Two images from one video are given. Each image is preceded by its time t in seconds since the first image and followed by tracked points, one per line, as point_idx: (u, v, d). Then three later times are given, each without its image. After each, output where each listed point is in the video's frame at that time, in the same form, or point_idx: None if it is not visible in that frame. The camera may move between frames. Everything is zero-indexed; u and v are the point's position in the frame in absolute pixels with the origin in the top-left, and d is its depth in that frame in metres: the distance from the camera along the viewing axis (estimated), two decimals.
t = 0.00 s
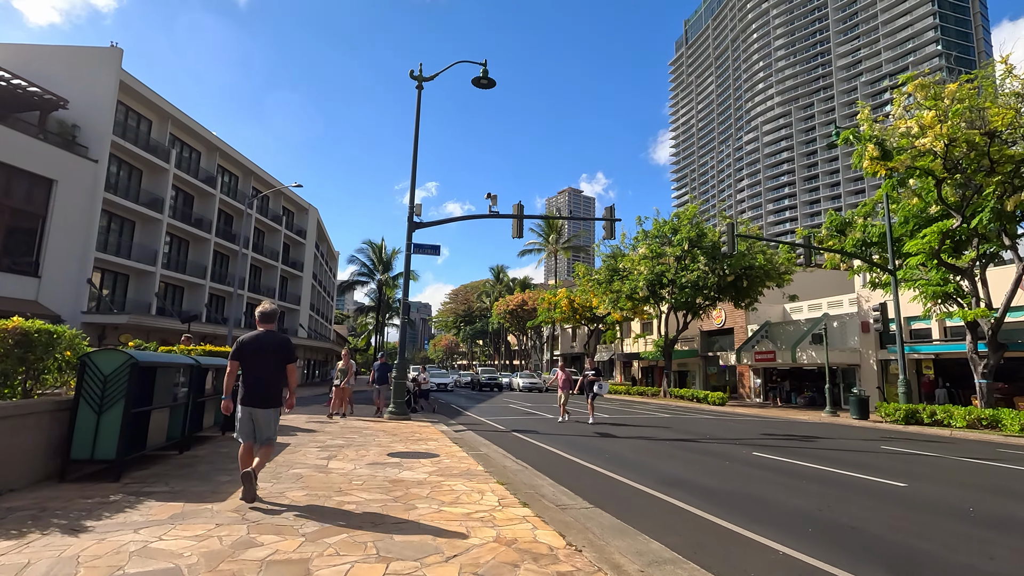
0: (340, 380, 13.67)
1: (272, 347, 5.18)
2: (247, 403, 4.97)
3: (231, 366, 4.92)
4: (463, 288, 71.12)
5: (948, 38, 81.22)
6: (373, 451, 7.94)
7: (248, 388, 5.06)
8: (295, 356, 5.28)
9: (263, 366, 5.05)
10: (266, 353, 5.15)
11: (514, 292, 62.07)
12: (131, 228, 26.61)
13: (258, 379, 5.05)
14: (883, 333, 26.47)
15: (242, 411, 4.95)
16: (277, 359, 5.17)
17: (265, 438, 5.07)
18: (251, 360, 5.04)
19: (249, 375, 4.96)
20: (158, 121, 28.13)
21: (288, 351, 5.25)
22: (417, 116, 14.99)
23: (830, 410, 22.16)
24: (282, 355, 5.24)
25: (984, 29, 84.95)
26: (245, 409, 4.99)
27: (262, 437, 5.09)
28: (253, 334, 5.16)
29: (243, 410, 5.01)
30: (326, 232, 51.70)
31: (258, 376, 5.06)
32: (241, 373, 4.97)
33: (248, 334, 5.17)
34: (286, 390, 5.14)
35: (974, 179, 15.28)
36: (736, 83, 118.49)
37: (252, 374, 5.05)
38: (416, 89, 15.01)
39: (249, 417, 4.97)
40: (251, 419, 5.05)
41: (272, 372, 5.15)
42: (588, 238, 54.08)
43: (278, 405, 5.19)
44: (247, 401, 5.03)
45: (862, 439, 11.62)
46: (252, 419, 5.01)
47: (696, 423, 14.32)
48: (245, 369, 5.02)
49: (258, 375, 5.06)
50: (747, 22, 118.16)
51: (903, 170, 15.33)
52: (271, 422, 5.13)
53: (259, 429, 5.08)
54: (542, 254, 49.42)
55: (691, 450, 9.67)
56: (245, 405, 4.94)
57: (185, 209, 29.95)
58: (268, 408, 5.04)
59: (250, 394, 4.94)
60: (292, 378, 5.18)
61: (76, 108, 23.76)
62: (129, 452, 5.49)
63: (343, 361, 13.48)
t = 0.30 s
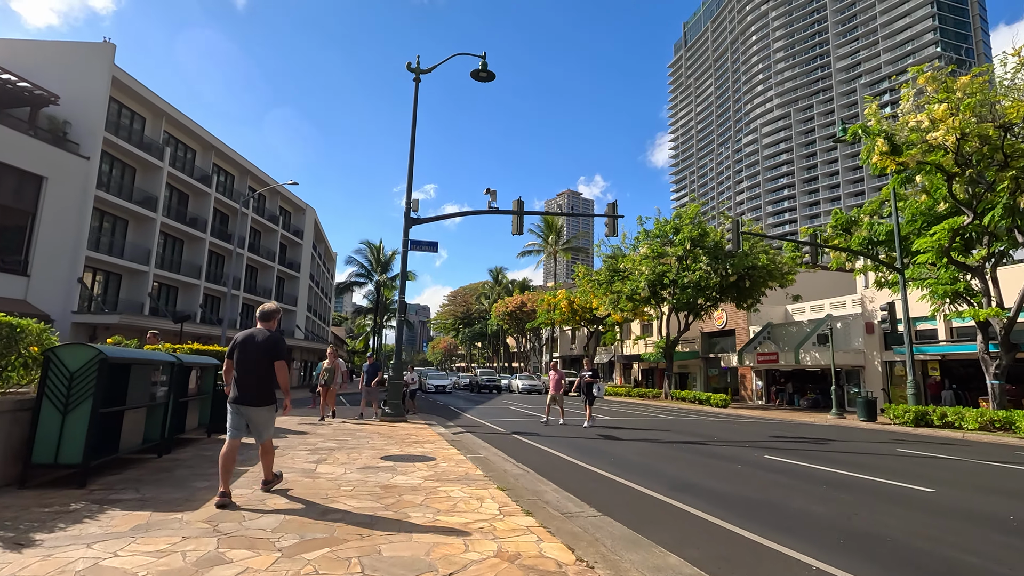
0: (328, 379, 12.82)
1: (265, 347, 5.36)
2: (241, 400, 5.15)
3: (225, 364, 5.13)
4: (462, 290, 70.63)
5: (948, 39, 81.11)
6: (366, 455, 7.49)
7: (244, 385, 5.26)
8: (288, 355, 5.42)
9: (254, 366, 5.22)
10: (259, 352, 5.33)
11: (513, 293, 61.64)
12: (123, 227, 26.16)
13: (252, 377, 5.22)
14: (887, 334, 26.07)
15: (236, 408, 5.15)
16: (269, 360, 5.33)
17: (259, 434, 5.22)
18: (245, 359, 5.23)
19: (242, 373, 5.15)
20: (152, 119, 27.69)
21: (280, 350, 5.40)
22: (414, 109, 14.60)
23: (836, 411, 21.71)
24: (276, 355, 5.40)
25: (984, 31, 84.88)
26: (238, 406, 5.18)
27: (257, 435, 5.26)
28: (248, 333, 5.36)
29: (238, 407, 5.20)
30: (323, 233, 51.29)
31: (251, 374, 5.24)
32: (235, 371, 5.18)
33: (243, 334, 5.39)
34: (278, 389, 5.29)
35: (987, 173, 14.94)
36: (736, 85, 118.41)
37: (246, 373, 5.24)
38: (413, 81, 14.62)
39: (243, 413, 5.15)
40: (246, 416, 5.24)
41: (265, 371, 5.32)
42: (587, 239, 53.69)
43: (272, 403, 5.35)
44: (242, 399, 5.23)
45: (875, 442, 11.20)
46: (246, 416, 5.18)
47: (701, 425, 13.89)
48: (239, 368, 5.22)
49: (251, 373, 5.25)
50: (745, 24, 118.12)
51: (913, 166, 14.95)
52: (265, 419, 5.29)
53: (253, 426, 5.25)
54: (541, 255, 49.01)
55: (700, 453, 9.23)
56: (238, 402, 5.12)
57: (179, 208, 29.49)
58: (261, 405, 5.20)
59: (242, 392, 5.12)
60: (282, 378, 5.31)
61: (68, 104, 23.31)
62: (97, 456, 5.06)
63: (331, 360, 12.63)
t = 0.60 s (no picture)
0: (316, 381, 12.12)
1: (267, 347, 5.33)
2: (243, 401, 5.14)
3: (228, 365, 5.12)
4: (461, 289, 70.17)
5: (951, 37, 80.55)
6: (358, 461, 7.08)
7: (246, 385, 5.25)
8: (291, 356, 5.39)
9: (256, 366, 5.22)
10: (262, 353, 5.31)
11: (513, 292, 61.23)
12: (118, 223, 25.75)
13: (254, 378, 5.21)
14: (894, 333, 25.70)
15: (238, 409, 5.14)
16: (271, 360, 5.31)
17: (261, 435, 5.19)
18: (246, 360, 5.20)
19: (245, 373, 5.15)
20: (147, 114, 27.27)
21: (282, 351, 5.36)
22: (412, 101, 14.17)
23: (843, 412, 21.29)
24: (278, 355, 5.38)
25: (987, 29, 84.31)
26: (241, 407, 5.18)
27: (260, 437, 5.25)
28: (250, 334, 5.34)
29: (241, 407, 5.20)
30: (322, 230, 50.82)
31: (253, 375, 5.22)
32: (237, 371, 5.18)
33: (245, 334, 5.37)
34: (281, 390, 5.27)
35: (1002, 168, 14.59)
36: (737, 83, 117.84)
37: (248, 372, 5.25)
38: (412, 72, 14.20)
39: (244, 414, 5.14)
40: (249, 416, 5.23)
41: (268, 371, 5.32)
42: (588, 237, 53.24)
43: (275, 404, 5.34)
44: (245, 400, 5.22)
45: (889, 446, 10.79)
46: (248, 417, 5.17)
47: (707, 427, 13.47)
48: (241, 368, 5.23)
49: (253, 374, 5.23)
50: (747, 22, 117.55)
51: (926, 160, 14.50)
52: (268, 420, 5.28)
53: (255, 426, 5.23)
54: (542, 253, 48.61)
55: (711, 458, 8.81)
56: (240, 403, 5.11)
57: (175, 205, 29.08)
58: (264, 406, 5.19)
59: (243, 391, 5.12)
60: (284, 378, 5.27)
61: (60, 98, 22.87)
62: (62, 467, 4.66)
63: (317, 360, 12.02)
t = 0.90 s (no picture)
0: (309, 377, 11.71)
1: (274, 344, 5.32)
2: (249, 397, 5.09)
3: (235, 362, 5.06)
4: (464, 286, 69.80)
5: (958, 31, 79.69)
6: (357, 464, 6.64)
7: (252, 381, 5.21)
8: (298, 353, 5.40)
9: (264, 362, 5.20)
10: (269, 350, 5.30)
11: (516, 290, 60.80)
12: (115, 219, 25.37)
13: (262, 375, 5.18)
14: (905, 330, 25.20)
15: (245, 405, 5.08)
16: (279, 357, 5.31)
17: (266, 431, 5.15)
18: (254, 355, 5.17)
19: (253, 368, 5.14)
20: (145, 108, 26.90)
21: (290, 348, 5.37)
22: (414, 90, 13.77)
23: (855, 411, 20.84)
24: (285, 352, 5.39)
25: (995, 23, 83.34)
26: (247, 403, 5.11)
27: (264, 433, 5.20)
28: (257, 330, 5.32)
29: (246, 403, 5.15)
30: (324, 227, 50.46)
31: (261, 372, 5.20)
32: (244, 367, 5.14)
33: (251, 331, 5.35)
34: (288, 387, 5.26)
35: None
36: (741, 79, 117.13)
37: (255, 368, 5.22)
38: (413, 61, 13.78)
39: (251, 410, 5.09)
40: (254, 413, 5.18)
41: (274, 367, 5.31)
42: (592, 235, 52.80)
43: (280, 401, 5.33)
44: (251, 397, 5.17)
45: (914, 446, 10.31)
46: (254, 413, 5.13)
47: (720, 427, 13.02)
48: (247, 364, 5.19)
49: (261, 371, 5.20)
50: (751, 18, 116.75)
51: (945, 151, 14.01)
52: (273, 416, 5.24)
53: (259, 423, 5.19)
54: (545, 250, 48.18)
55: (730, 460, 8.37)
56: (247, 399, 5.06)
57: (175, 201, 28.71)
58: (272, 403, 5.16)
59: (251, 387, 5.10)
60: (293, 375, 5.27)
61: (56, 92, 22.49)
62: (28, 472, 4.26)
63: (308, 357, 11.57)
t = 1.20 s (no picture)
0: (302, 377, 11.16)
1: (275, 345, 5.26)
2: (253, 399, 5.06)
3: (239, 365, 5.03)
4: (466, 286, 69.46)
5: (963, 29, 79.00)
6: (353, 470, 6.26)
7: (255, 383, 5.17)
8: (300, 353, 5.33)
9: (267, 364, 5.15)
10: (272, 351, 5.25)
11: (519, 290, 60.41)
12: (113, 218, 25.05)
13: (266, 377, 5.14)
14: (915, 330, 24.72)
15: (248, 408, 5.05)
16: (281, 357, 5.25)
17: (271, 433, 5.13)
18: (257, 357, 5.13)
19: (256, 371, 5.10)
20: (144, 106, 26.58)
21: (292, 348, 5.30)
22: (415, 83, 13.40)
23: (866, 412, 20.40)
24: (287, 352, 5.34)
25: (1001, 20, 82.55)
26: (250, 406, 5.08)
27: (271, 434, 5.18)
28: (259, 331, 5.25)
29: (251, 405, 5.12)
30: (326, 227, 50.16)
31: (265, 373, 5.15)
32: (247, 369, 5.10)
33: (253, 332, 5.29)
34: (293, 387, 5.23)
35: None
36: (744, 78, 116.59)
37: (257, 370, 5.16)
38: (414, 53, 13.42)
39: (255, 412, 5.06)
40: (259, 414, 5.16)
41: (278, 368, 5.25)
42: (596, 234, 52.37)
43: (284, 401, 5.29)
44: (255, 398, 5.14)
45: (936, 450, 9.88)
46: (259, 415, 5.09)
47: (732, 429, 12.60)
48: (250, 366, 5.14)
49: (264, 372, 5.16)
50: (754, 17, 116.20)
51: (961, 145, 13.56)
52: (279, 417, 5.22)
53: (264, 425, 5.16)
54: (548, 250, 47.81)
55: (746, 465, 7.94)
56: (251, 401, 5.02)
57: (174, 199, 28.39)
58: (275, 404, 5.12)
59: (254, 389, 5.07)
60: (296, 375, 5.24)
61: (52, 89, 22.16)
62: None
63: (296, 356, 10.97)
